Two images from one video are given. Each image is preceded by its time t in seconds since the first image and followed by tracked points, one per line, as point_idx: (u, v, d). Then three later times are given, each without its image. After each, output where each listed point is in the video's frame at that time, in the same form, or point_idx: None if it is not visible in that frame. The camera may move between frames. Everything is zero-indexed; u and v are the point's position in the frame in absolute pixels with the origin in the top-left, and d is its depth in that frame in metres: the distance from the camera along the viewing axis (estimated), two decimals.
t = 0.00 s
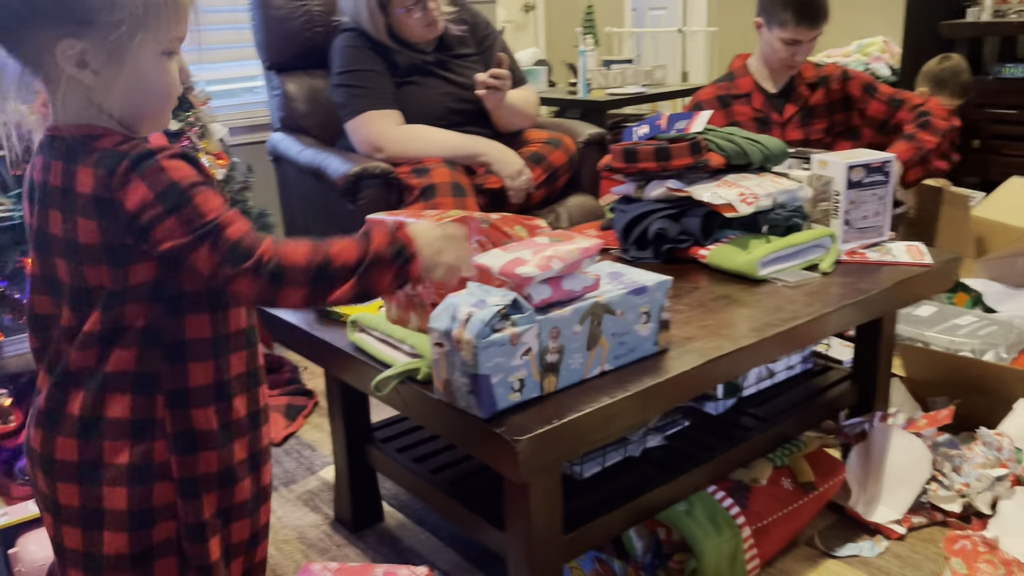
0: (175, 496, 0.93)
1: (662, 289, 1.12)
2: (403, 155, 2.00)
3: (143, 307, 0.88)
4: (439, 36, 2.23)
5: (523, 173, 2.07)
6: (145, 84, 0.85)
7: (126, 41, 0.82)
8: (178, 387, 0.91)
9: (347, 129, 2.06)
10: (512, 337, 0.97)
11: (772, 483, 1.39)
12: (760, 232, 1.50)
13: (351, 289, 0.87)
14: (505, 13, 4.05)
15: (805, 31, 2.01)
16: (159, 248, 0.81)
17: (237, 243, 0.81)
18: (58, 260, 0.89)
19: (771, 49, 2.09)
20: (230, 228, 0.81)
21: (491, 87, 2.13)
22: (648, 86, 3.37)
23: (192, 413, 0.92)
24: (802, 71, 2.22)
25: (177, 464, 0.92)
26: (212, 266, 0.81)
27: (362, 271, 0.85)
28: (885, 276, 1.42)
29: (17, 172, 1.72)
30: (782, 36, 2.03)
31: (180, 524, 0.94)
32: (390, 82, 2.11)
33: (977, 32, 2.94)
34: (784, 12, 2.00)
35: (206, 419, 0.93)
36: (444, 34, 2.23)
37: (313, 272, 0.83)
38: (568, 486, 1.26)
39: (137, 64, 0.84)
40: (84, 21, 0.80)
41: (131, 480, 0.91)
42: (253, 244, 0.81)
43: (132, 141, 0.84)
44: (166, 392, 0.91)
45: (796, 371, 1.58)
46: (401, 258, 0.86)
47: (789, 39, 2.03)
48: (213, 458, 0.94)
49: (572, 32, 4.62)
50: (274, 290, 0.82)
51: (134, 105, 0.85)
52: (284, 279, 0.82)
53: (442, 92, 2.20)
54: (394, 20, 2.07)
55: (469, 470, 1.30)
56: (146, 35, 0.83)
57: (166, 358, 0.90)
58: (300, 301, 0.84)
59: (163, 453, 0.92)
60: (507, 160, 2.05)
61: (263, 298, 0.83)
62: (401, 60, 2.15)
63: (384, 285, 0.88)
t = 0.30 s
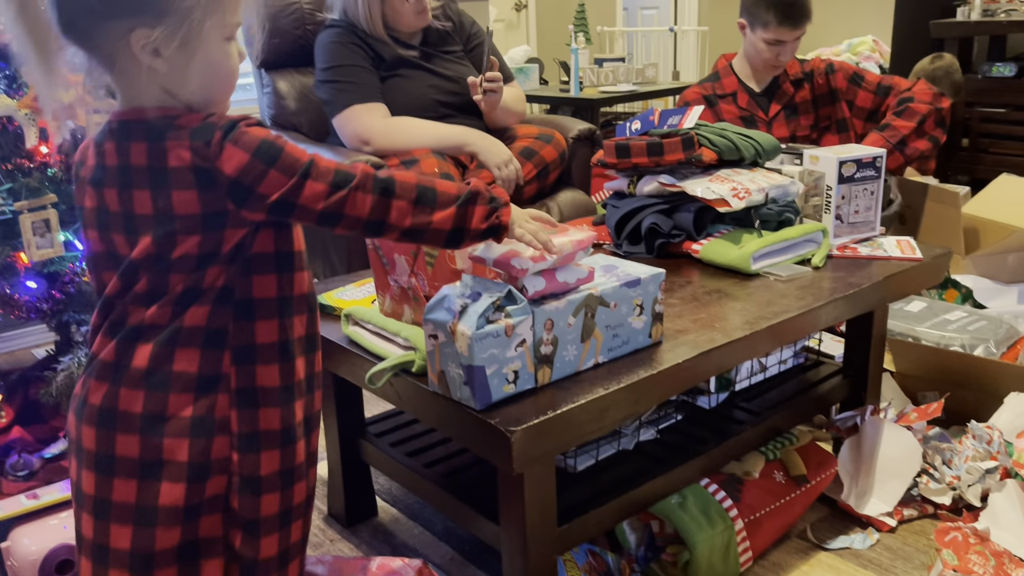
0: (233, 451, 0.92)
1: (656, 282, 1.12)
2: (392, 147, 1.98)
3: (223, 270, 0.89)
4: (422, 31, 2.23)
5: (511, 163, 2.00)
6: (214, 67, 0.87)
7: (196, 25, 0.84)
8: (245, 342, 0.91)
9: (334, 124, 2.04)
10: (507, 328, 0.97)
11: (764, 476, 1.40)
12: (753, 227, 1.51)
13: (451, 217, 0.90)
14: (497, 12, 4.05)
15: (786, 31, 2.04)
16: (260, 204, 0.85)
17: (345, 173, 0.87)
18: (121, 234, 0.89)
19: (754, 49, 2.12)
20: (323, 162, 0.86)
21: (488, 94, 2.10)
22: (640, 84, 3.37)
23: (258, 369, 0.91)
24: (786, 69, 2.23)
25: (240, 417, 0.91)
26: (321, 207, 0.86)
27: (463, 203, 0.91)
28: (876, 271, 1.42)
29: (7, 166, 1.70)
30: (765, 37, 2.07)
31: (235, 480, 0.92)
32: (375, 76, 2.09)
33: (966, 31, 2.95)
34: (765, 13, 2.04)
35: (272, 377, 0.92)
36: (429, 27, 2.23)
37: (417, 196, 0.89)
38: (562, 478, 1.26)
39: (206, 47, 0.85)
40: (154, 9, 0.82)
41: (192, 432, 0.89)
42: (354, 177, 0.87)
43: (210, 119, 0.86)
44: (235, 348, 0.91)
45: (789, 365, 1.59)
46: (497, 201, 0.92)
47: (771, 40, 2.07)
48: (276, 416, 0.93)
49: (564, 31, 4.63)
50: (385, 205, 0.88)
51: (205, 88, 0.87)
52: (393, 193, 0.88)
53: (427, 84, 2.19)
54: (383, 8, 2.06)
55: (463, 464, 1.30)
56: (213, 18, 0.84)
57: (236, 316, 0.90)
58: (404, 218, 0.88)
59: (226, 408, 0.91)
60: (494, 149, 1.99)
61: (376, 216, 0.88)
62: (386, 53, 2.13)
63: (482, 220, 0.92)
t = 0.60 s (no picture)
0: (236, 435, 0.93)
1: (649, 282, 1.12)
2: (374, 146, 1.91)
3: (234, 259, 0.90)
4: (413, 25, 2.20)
5: (492, 155, 1.92)
6: (241, 58, 0.90)
7: (225, 15, 0.87)
8: (253, 331, 0.92)
9: (319, 120, 2.00)
10: (500, 327, 0.97)
11: (757, 476, 1.40)
12: (746, 227, 1.52)
13: (460, 227, 0.92)
14: (491, 12, 4.06)
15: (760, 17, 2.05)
16: (273, 198, 0.87)
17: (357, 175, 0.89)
18: (142, 216, 0.92)
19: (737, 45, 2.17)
20: (337, 164, 0.88)
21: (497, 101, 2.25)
22: (634, 85, 3.38)
23: (262, 358, 0.92)
24: (786, 71, 2.23)
25: (245, 403, 0.92)
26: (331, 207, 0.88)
27: (472, 213, 0.93)
28: (869, 272, 1.43)
29: None
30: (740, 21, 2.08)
31: (238, 464, 0.93)
32: (363, 73, 2.04)
33: (959, 33, 2.96)
34: None
35: (277, 366, 0.93)
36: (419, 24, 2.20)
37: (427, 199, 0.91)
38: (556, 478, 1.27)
39: (233, 37, 0.88)
40: None
41: (196, 414, 0.91)
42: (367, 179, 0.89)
43: (235, 112, 0.89)
44: (242, 335, 0.92)
45: (782, 365, 1.59)
46: (505, 215, 0.94)
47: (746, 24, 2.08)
48: (277, 403, 0.94)
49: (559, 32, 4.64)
50: (394, 209, 0.90)
51: (233, 78, 0.90)
52: (404, 200, 0.90)
53: (417, 78, 2.14)
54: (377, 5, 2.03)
55: (455, 463, 1.30)
56: (241, 10, 0.88)
57: (246, 305, 0.91)
58: (411, 223, 0.90)
59: (231, 394, 0.92)
60: (473, 143, 1.89)
61: (385, 220, 0.90)
62: (375, 49, 2.08)
63: (489, 232, 0.94)
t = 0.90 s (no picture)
0: (236, 425, 0.93)
1: (650, 279, 1.13)
2: (378, 133, 1.92)
3: (241, 249, 0.91)
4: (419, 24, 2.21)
5: (489, 160, 1.93)
6: (256, 54, 0.91)
7: (242, 12, 0.88)
8: (256, 322, 0.92)
9: (324, 109, 2.00)
10: (502, 323, 0.97)
11: (757, 474, 1.40)
12: (746, 226, 1.53)
13: (463, 215, 0.93)
14: (491, 12, 4.07)
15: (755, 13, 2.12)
16: (281, 189, 0.88)
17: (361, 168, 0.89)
18: (155, 205, 0.93)
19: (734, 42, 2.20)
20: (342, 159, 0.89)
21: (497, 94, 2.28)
22: (634, 85, 3.39)
23: (265, 349, 0.93)
24: (791, 72, 2.25)
25: (245, 393, 0.92)
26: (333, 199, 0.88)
27: (473, 201, 0.93)
28: (868, 271, 1.43)
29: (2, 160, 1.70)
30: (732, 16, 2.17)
31: (236, 454, 0.93)
32: (371, 66, 2.04)
33: (958, 35, 2.97)
34: None
35: (278, 357, 0.94)
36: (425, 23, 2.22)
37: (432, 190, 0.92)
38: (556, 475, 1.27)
39: (249, 34, 0.89)
40: None
41: (196, 402, 0.91)
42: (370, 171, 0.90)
43: (247, 106, 0.89)
44: (245, 326, 0.92)
45: (781, 364, 1.60)
46: (504, 200, 0.94)
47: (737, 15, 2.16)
48: (278, 396, 0.94)
49: (559, 33, 4.65)
50: (400, 201, 0.90)
51: (247, 75, 0.91)
52: (408, 190, 0.91)
53: (423, 73, 2.14)
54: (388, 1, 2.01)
55: (456, 460, 1.31)
56: (258, 8, 0.89)
57: (250, 296, 0.92)
58: (417, 214, 0.91)
59: (232, 382, 0.92)
60: (473, 146, 1.92)
61: (391, 211, 0.90)
62: (384, 43, 2.08)
63: (490, 216, 0.93)
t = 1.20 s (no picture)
0: (248, 415, 0.94)
1: (656, 279, 1.13)
2: (383, 126, 1.89)
3: (258, 242, 0.92)
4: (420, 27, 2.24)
5: (486, 165, 1.79)
6: (278, 54, 0.93)
7: (265, 13, 0.90)
8: (270, 314, 0.93)
9: (330, 106, 2.00)
10: (510, 322, 0.98)
11: (760, 474, 1.41)
12: (750, 228, 1.52)
13: (478, 201, 0.92)
14: (495, 14, 4.08)
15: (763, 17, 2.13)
16: (299, 181, 0.89)
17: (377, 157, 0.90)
18: (175, 198, 0.94)
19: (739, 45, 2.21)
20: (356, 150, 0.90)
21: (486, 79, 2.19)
22: (636, 88, 3.39)
23: (278, 341, 0.94)
24: (797, 78, 2.25)
25: (258, 383, 0.93)
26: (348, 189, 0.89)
27: (488, 186, 0.92)
28: (872, 273, 1.44)
29: (10, 159, 1.72)
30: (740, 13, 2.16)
31: (248, 444, 0.94)
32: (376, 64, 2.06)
33: (961, 39, 2.98)
34: None
35: (291, 349, 0.95)
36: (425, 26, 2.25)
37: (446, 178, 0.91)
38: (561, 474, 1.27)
39: (272, 34, 0.91)
40: None
41: (211, 392, 0.92)
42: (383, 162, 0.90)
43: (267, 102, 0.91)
44: (259, 318, 0.93)
45: (784, 366, 1.61)
46: (518, 183, 0.93)
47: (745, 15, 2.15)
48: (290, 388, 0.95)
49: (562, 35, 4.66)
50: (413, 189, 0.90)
51: (269, 73, 0.94)
52: (422, 178, 0.91)
53: (423, 72, 2.16)
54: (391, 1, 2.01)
55: (460, 459, 1.31)
56: (280, 9, 0.90)
57: (265, 289, 0.93)
58: (431, 202, 0.91)
59: (246, 373, 0.93)
60: (471, 149, 1.79)
61: (406, 200, 0.90)
62: (388, 42, 2.09)
63: (505, 202, 0.92)
